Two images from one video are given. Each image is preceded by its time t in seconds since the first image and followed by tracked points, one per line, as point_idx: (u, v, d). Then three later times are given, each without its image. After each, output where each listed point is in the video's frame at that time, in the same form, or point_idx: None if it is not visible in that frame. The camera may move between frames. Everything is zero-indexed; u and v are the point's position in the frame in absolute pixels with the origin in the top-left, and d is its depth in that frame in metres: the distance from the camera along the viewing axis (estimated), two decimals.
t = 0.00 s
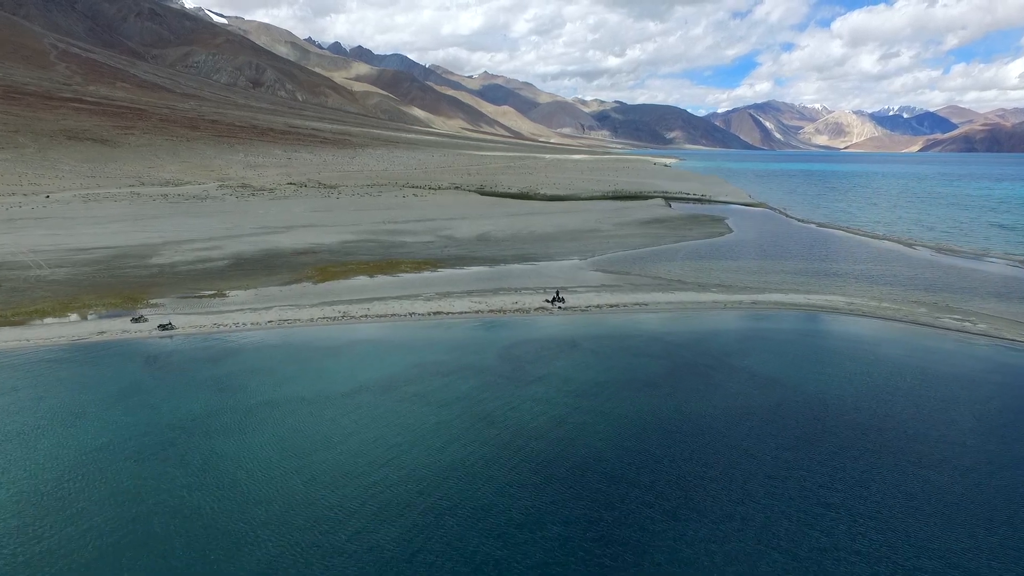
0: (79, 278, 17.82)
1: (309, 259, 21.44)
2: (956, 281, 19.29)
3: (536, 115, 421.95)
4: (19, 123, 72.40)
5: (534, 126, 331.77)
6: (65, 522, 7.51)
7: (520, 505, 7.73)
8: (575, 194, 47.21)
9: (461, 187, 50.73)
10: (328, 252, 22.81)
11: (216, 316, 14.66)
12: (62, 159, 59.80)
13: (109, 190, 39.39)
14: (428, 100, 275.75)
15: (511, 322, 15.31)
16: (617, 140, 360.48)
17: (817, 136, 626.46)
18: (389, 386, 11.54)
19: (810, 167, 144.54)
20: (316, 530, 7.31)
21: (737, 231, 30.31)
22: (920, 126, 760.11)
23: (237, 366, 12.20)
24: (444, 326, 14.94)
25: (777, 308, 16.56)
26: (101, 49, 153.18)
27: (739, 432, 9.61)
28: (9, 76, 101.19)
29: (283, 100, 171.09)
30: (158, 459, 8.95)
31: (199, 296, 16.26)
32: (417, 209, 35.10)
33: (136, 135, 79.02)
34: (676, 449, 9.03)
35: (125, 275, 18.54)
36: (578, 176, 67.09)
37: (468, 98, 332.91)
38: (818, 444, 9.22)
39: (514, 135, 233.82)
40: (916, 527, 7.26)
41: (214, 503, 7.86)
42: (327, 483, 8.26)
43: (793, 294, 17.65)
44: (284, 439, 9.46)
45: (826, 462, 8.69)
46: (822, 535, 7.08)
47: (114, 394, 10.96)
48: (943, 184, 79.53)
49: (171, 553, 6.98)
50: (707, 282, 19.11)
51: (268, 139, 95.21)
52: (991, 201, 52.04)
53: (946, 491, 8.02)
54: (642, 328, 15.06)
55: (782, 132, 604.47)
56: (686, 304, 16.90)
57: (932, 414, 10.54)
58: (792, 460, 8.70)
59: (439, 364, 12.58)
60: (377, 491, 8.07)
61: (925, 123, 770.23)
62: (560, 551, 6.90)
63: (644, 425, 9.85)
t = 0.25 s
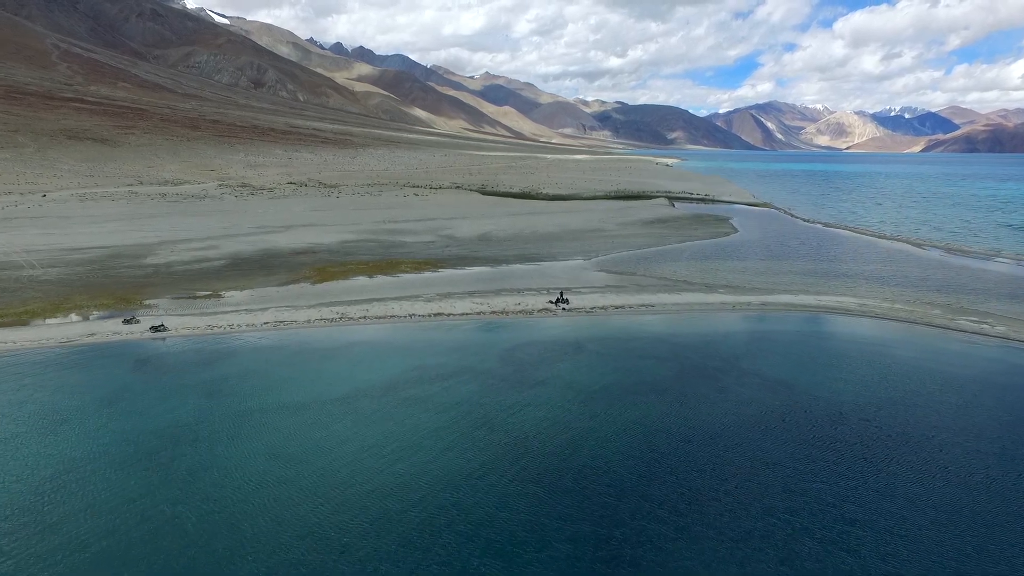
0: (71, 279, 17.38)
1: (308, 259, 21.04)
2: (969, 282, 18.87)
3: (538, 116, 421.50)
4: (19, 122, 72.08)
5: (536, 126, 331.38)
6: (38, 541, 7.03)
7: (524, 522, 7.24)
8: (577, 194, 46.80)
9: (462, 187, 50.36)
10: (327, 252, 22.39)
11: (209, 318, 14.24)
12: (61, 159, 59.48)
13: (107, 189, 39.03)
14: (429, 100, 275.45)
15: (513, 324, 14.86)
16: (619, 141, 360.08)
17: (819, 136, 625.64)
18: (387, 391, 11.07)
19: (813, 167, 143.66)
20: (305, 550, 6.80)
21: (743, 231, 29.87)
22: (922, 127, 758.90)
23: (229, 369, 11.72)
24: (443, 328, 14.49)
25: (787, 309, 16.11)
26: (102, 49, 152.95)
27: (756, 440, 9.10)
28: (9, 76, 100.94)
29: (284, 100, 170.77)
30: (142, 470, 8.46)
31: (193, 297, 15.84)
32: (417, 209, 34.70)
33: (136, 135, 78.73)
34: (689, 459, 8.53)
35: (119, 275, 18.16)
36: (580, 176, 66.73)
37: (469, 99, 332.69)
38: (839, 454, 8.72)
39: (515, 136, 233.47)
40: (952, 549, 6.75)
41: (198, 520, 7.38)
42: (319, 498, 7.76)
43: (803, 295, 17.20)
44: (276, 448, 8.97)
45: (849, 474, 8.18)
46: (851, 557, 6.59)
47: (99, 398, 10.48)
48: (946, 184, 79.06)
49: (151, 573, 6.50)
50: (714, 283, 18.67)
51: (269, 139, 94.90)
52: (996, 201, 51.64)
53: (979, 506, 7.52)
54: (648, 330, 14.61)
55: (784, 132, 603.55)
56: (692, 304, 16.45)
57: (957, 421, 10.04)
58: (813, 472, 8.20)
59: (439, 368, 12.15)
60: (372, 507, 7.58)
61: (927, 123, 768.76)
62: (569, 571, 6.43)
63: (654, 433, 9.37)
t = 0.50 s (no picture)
0: (65, 278, 17.03)
1: (306, 259, 20.70)
2: (981, 283, 18.47)
3: (540, 116, 421.17)
4: (20, 121, 71.85)
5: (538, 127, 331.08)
6: (13, 561, 6.59)
7: (531, 541, 6.82)
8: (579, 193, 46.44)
9: (464, 186, 50.01)
10: (326, 252, 22.02)
11: (204, 319, 13.87)
12: (61, 158, 59.24)
13: (106, 188, 38.74)
14: (431, 100, 275.22)
15: (515, 326, 14.45)
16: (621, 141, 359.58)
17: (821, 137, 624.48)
18: (386, 396, 10.69)
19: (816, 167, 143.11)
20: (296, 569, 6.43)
21: (748, 231, 29.49)
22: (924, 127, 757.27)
23: (223, 373, 11.30)
24: (445, 330, 14.11)
25: (797, 310, 15.69)
26: (104, 49, 152.86)
27: (773, 449, 8.68)
28: (11, 76, 100.79)
29: (286, 100, 170.61)
30: (128, 482, 8.02)
31: (188, 298, 15.49)
32: (418, 208, 34.34)
33: (137, 135, 78.47)
34: (704, 470, 8.10)
35: (114, 275, 17.82)
36: (582, 176, 66.34)
37: (471, 99, 332.55)
38: (862, 465, 8.27)
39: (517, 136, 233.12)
40: (988, 571, 6.33)
41: (185, 537, 6.96)
42: (314, 513, 7.35)
43: (813, 296, 16.78)
44: (269, 459, 8.55)
45: (874, 487, 7.76)
46: None
47: (86, 404, 10.03)
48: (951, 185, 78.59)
49: None
50: (721, 283, 18.26)
51: (270, 139, 94.66)
52: (1002, 201, 51.21)
53: (1011, 523, 7.10)
54: (655, 332, 14.19)
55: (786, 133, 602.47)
56: (700, 305, 16.05)
57: (981, 428, 9.62)
58: (836, 485, 7.77)
59: (440, 372, 11.76)
60: (369, 523, 7.15)
61: (929, 123, 766.92)
62: None
63: (666, 441, 8.94)
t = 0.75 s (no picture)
0: (61, 278, 16.74)
1: (307, 259, 20.39)
2: (996, 284, 18.06)
3: (542, 116, 420.87)
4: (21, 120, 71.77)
5: (540, 127, 330.76)
6: None
7: (536, 558, 6.43)
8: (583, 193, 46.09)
9: (466, 186, 49.68)
10: (327, 251, 21.68)
11: (201, 320, 13.54)
12: (63, 157, 59.06)
13: (107, 188, 38.49)
14: (434, 100, 275.07)
15: (518, 329, 14.07)
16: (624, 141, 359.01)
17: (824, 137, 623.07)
18: (385, 402, 10.31)
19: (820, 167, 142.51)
20: None
21: (754, 231, 29.10)
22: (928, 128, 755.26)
23: (217, 377, 10.92)
24: (447, 332, 13.74)
25: (809, 312, 15.29)
26: (107, 49, 152.92)
27: (791, 458, 8.27)
28: (13, 75, 100.76)
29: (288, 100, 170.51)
30: (112, 494, 7.63)
31: (185, 298, 15.17)
32: (420, 207, 34.02)
33: (139, 134, 78.33)
34: (721, 480, 7.70)
35: (111, 275, 17.52)
36: (585, 176, 66.00)
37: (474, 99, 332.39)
38: (887, 476, 7.85)
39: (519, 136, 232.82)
40: None
41: (169, 554, 6.57)
42: (307, 528, 6.96)
43: (825, 297, 16.38)
44: (261, 470, 8.14)
45: (902, 500, 7.33)
46: None
47: (73, 410, 9.64)
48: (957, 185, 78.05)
49: None
50: (730, 284, 17.88)
51: (272, 138, 94.49)
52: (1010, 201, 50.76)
53: None
54: (664, 335, 13.82)
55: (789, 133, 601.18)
56: (709, 306, 15.66)
57: (1007, 436, 9.20)
58: (859, 497, 7.36)
59: (442, 376, 11.38)
60: (364, 540, 6.74)
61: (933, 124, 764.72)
62: None
63: (678, 450, 8.55)
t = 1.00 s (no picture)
0: (57, 278, 16.46)
1: (308, 258, 20.08)
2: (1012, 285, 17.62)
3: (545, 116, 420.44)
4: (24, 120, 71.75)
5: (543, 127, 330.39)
6: None
7: None
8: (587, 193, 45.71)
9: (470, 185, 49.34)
10: (328, 251, 21.37)
11: (197, 321, 13.21)
12: (66, 157, 58.97)
13: (108, 187, 38.28)
14: (437, 100, 274.94)
15: (522, 330, 13.70)
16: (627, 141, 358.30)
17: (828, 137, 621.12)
18: (385, 407, 9.94)
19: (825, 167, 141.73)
20: None
21: (762, 230, 28.67)
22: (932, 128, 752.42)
23: (211, 381, 10.55)
24: (449, 333, 13.37)
25: (822, 314, 14.86)
26: (112, 49, 153.14)
27: (813, 469, 7.86)
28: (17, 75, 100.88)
29: (292, 100, 170.49)
30: (98, 505, 7.27)
31: (183, 299, 14.86)
32: (423, 207, 33.71)
33: (142, 134, 78.26)
34: (739, 494, 7.31)
35: (108, 274, 17.23)
36: (589, 175, 65.66)
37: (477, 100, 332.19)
38: (913, 489, 7.44)
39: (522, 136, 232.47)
40: None
41: (155, 571, 6.21)
42: (302, 544, 6.58)
43: (837, 299, 15.97)
44: (255, 481, 7.77)
45: (931, 515, 6.93)
46: None
47: (60, 415, 9.28)
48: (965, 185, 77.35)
49: None
50: (739, 285, 17.48)
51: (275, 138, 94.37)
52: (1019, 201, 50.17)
53: None
54: (673, 337, 13.43)
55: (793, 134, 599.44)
56: (718, 308, 15.26)
57: None
58: (887, 512, 6.96)
59: (444, 379, 11.00)
60: (361, 557, 6.37)
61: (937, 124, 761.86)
62: None
63: (693, 459, 8.15)
